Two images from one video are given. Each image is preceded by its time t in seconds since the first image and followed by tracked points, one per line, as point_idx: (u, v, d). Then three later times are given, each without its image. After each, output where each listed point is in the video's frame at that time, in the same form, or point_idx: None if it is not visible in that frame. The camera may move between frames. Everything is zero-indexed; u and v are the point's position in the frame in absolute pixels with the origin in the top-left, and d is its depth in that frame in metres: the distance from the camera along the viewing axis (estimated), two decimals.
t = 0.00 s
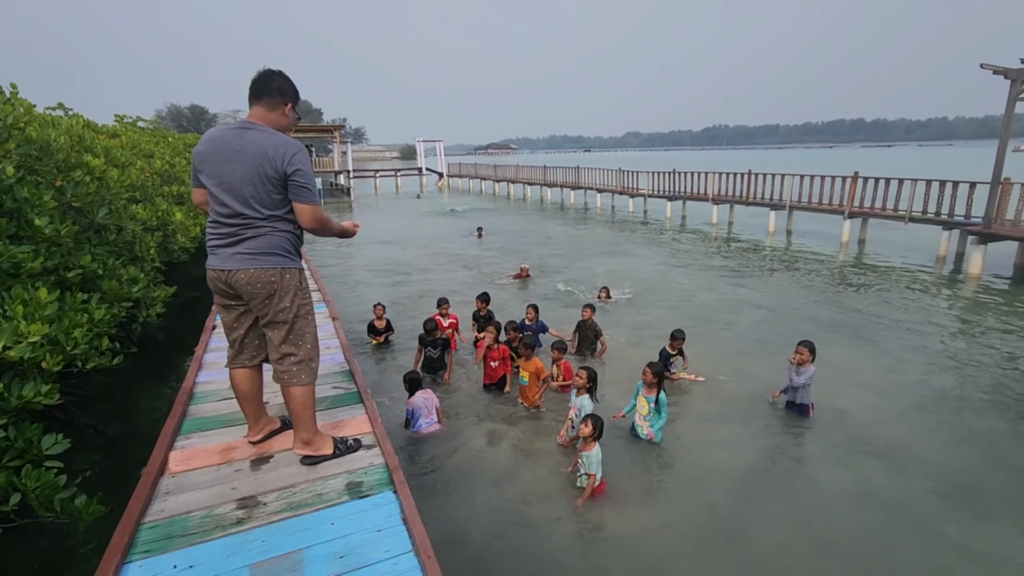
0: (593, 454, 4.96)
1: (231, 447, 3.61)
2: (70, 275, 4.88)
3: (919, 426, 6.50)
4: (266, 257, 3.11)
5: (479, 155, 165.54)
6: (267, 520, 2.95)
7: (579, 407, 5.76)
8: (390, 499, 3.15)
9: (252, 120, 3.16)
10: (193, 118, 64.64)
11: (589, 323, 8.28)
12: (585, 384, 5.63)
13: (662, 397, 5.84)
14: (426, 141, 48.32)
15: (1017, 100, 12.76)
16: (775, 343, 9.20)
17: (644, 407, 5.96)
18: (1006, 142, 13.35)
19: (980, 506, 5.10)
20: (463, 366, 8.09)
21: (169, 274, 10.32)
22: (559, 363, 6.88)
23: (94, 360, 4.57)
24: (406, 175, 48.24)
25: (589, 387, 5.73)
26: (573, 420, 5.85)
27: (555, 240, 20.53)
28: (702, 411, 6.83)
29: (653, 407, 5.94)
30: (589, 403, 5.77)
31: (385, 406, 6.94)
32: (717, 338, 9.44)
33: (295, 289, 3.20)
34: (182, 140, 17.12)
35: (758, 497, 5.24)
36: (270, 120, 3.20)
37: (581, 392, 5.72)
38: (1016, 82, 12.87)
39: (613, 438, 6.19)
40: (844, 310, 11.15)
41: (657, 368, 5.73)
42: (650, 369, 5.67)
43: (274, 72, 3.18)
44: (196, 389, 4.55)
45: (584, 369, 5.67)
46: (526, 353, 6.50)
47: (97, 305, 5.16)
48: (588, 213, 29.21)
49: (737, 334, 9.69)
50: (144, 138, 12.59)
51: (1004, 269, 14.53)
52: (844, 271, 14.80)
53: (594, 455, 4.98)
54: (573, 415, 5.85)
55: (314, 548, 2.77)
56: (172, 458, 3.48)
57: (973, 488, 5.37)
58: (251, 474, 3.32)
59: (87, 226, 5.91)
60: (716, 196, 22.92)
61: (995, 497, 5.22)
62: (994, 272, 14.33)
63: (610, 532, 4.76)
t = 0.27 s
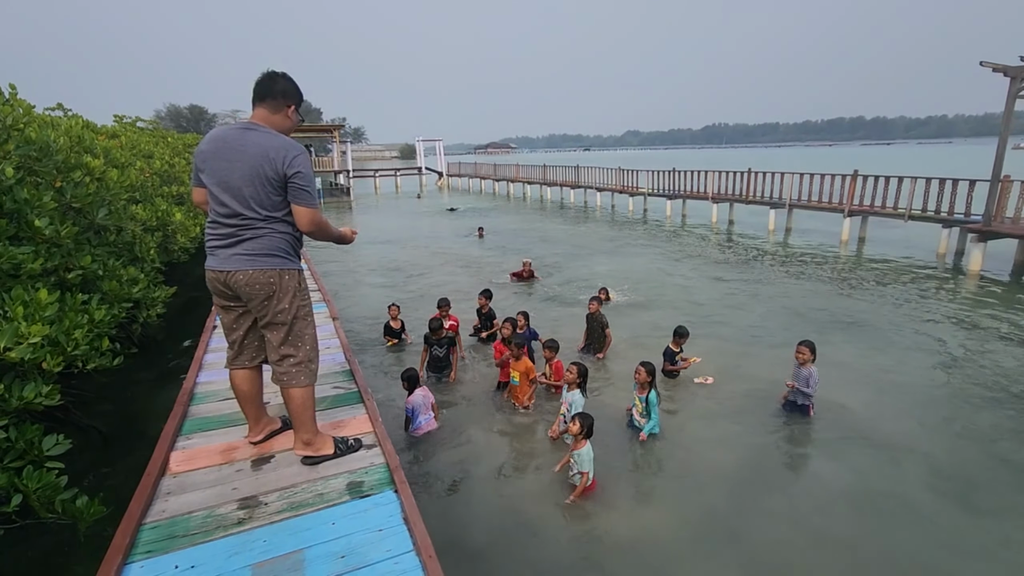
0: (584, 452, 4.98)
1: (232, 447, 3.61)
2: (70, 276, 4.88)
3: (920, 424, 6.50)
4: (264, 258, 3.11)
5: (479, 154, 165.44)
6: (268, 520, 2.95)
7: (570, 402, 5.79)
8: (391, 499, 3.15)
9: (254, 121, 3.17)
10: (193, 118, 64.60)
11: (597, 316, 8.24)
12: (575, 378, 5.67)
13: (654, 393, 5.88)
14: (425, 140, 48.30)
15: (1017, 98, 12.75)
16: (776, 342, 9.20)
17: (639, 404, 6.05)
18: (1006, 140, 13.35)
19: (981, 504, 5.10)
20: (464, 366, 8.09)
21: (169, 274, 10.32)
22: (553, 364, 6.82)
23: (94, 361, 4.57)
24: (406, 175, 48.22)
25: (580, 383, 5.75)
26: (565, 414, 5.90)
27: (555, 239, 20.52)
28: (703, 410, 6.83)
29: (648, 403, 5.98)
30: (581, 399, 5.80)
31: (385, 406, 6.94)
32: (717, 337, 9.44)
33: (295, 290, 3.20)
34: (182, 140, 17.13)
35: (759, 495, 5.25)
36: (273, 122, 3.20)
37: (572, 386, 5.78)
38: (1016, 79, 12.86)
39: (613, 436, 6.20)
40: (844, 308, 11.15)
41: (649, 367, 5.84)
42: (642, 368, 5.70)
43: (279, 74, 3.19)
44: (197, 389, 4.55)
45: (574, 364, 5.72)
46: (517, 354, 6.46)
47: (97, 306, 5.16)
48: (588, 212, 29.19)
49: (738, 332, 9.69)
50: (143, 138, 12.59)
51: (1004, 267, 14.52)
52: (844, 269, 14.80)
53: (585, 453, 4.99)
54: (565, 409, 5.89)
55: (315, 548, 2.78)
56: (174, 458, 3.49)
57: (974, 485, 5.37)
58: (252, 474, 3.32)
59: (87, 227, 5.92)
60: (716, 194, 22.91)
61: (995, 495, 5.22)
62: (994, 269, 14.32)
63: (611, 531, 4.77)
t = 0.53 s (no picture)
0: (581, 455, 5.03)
1: (232, 447, 3.61)
2: (70, 276, 4.88)
3: (920, 422, 6.51)
4: (264, 258, 3.11)
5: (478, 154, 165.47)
6: (268, 520, 2.95)
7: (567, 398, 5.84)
8: (391, 498, 3.15)
9: (255, 120, 3.17)
10: (192, 117, 64.56)
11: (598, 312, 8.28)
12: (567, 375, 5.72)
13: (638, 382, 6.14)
14: (424, 140, 48.26)
15: (1017, 96, 12.75)
16: (775, 340, 9.21)
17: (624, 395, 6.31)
18: (1005, 137, 13.35)
19: (980, 502, 5.11)
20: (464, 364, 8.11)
21: (168, 274, 10.32)
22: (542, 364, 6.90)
23: (94, 361, 4.57)
24: (405, 174, 48.20)
25: (573, 378, 5.79)
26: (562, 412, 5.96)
27: (554, 238, 20.51)
28: (702, 408, 6.84)
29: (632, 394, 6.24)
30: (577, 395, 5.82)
31: (385, 406, 6.95)
32: (716, 336, 9.45)
33: (295, 290, 3.20)
34: (181, 140, 17.13)
35: (758, 493, 5.26)
36: (275, 122, 3.20)
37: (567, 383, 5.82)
38: (1015, 77, 12.86)
39: (613, 435, 6.21)
40: (844, 307, 11.16)
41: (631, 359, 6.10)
42: (625, 358, 6.05)
43: (280, 74, 3.19)
44: (197, 389, 4.56)
45: (566, 361, 5.76)
46: (512, 353, 6.46)
47: (97, 306, 5.16)
48: (588, 211, 29.18)
49: (737, 331, 9.69)
50: (142, 138, 12.58)
51: (1003, 265, 14.53)
52: (843, 267, 14.80)
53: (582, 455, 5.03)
54: (561, 407, 5.92)
55: (315, 547, 2.78)
56: (174, 458, 3.49)
57: (973, 483, 5.38)
58: (252, 474, 3.33)
59: (87, 227, 5.92)
60: (716, 193, 22.92)
61: (994, 493, 5.23)
62: (993, 267, 14.33)
63: (610, 529, 4.78)
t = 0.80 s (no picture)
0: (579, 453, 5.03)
1: (232, 445, 3.61)
2: (68, 275, 4.87)
3: (919, 420, 6.51)
4: (263, 257, 3.10)
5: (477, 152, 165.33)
6: (268, 518, 2.95)
7: (567, 397, 5.83)
8: (391, 496, 3.15)
9: (256, 119, 3.16)
10: (191, 116, 64.49)
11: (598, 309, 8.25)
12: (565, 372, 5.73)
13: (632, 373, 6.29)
14: (423, 138, 48.22)
15: (1016, 94, 12.74)
16: (775, 338, 9.22)
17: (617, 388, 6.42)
18: (1005, 135, 13.35)
19: (979, 500, 5.12)
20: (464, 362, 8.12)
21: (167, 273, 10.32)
22: (541, 364, 6.67)
23: (93, 360, 4.57)
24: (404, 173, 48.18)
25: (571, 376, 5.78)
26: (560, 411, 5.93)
27: (554, 236, 20.50)
28: (701, 406, 6.85)
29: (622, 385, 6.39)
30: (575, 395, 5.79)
31: (385, 405, 6.96)
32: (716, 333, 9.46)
33: (296, 288, 3.20)
34: (180, 139, 17.14)
35: (757, 491, 5.26)
36: (275, 121, 3.20)
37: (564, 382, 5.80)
38: (1014, 75, 12.86)
39: (612, 433, 6.21)
40: (843, 305, 11.16)
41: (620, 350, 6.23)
42: (613, 351, 6.11)
43: (281, 73, 3.18)
44: (196, 387, 4.56)
45: (562, 359, 5.76)
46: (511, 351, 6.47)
47: (96, 305, 5.16)
48: (587, 209, 29.18)
49: (737, 329, 9.70)
50: (142, 137, 12.58)
51: (1003, 263, 14.53)
52: (843, 266, 14.81)
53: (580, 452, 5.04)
54: (559, 405, 5.91)
55: (315, 545, 2.78)
56: (173, 456, 3.49)
57: (972, 481, 5.39)
58: (252, 472, 3.33)
59: (86, 226, 5.91)
60: (715, 191, 22.92)
61: (994, 490, 5.24)
62: (993, 265, 14.35)
63: (610, 527, 4.78)
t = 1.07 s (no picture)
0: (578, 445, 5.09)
1: (231, 443, 3.61)
2: (67, 273, 4.86)
3: (917, 418, 6.52)
4: (263, 254, 3.10)
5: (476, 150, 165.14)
6: (268, 516, 2.96)
7: (564, 397, 5.81)
8: (390, 494, 3.16)
9: (256, 118, 3.16)
10: (188, 114, 64.34)
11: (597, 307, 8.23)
12: (562, 373, 5.71)
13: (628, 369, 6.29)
14: (422, 136, 48.09)
15: (1015, 92, 12.76)
16: (773, 336, 9.23)
17: (612, 382, 6.44)
18: (1003, 134, 13.37)
19: (977, 498, 5.13)
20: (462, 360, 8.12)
21: (165, 271, 10.30)
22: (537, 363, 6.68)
23: (92, 358, 4.57)
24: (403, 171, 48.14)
25: (568, 377, 5.75)
26: (558, 411, 5.91)
27: (552, 234, 20.48)
28: (700, 405, 6.85)
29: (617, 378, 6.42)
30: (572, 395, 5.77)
31: (384, 403, 6.96)
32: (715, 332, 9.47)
33: (296, 285, 3.21)
34: (178, 137, 17.11)
35: (756, 489, 5.27)
36: (275, 119, 3.20)
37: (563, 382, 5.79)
38: (1013, 73, 12.87)
39: (611, 431, 6.22)
40: (842, 303, 11.18)
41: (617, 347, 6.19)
42: (609, 346, 6.08)
43: (280, 71, 3.17)
44: (195, 386, 4.56)
45: (558, 360, 5.73)
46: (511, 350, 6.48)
47: (95, 303, 5.15)
48: (586, 208, 29.18)
49: (735, 327, 9.71)
50: (140, 135, 12.55)
51: (1001, 261, 14.56)
52: (841, 264, 14.82)
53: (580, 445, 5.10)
54: (556, 405, 5.90)
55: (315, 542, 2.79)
56: (172, 454, 3.49)
57: (970, 479, 5.40)
58: (251, 470, 3.33)
59: (84, 224, 5.90)
60: (714, 189, 22.92)
61: (991, 488, 5.25)
62: (991, 264, 14.37)
63: (609, 525, 4.79)
